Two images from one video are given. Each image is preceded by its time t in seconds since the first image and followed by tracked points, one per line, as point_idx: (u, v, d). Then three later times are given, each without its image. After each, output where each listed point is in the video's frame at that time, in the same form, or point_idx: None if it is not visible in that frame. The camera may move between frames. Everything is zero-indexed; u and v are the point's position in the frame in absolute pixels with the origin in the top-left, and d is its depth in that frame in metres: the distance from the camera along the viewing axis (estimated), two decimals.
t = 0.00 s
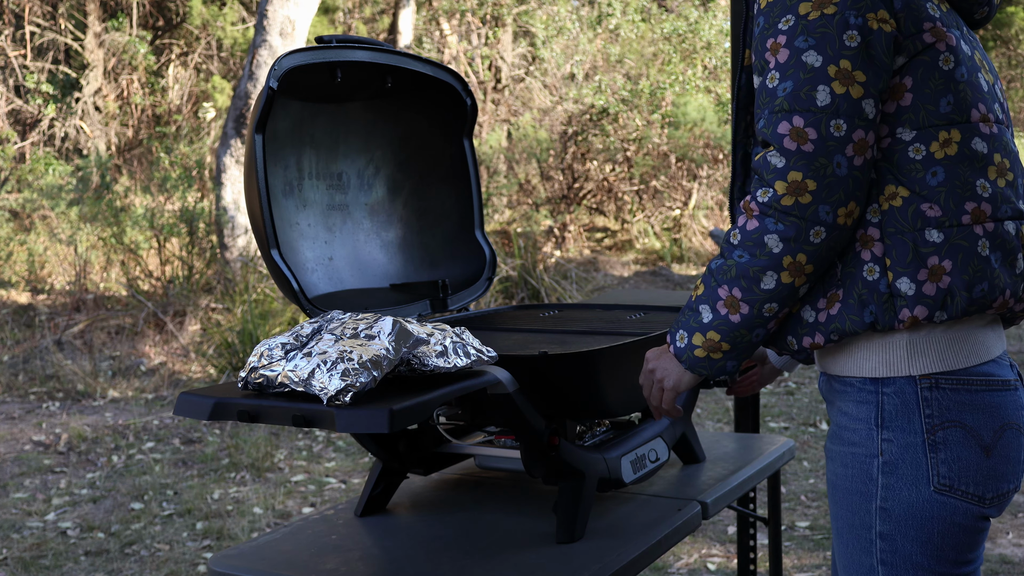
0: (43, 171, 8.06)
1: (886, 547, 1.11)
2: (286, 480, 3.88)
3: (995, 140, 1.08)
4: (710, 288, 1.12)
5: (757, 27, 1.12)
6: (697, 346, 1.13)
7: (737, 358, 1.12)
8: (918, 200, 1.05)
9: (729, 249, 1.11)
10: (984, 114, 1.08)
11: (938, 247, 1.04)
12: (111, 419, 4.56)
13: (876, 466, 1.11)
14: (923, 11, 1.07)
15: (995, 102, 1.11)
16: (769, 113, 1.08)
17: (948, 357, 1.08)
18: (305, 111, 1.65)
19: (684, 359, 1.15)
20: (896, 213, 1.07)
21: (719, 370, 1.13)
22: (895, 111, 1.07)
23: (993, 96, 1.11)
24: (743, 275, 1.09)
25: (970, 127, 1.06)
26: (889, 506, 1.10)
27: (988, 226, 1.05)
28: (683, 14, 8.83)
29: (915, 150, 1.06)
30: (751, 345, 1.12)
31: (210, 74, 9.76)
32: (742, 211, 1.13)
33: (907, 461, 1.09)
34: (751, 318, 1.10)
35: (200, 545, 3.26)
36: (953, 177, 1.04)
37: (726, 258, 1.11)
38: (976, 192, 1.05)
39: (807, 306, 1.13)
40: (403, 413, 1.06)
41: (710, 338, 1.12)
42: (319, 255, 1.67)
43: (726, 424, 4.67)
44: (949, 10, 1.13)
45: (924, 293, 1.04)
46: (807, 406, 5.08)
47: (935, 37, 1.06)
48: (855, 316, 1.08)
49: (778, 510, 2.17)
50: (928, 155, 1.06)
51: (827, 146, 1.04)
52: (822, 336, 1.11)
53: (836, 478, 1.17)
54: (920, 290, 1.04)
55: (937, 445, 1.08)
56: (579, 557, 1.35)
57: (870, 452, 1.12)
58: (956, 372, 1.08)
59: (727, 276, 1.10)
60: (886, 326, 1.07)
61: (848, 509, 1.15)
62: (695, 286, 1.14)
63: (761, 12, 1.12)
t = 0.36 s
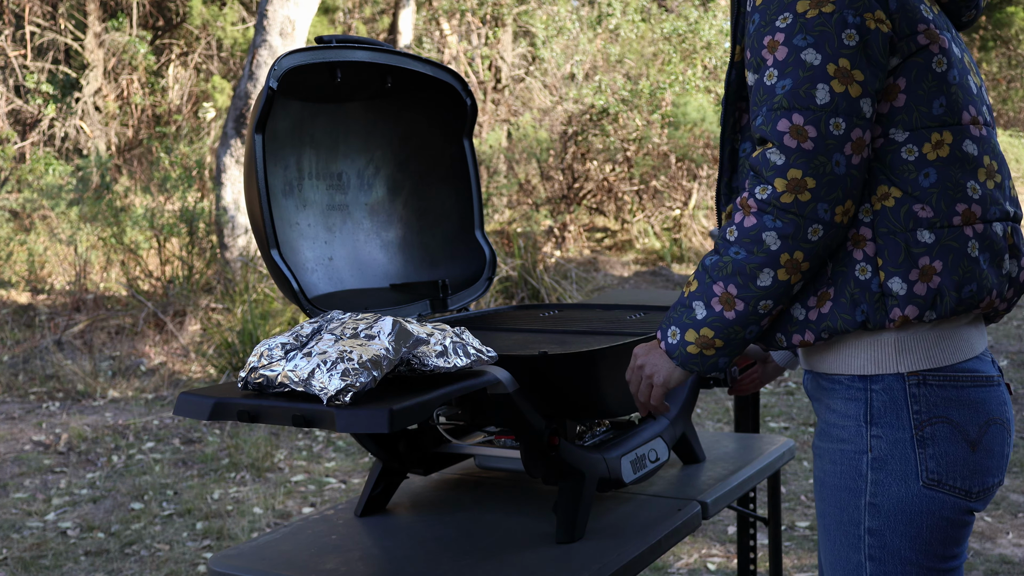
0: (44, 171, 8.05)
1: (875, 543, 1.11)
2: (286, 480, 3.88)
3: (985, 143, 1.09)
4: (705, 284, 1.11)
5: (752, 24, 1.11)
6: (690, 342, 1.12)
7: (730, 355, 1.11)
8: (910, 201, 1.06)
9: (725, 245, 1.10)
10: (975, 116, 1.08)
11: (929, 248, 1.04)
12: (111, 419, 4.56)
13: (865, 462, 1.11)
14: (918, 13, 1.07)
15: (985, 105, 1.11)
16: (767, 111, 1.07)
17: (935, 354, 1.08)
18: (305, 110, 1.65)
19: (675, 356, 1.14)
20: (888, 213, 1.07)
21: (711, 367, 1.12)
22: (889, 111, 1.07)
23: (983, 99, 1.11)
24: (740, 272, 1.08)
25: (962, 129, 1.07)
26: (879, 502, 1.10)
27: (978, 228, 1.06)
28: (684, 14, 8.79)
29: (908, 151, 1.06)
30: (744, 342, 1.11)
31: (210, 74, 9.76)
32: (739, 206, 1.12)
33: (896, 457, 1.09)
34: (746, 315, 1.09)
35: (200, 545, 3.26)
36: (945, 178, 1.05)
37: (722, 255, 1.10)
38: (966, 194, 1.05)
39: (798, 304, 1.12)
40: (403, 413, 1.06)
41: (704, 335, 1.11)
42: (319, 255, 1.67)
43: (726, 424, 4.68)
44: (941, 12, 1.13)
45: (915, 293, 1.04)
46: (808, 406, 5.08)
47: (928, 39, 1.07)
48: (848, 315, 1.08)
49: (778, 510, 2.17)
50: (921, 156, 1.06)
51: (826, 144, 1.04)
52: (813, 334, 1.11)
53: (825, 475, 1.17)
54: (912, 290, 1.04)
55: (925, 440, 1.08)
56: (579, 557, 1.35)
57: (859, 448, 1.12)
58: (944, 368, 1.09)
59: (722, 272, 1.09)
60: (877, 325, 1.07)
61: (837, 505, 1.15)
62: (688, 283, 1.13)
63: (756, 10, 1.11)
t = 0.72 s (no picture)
0: (43, 171, 8.05)
1: (855, 538, 1.13)
2: (286, 480, 3.88)
3: (978, 145, 1.12)
4: (712, 282, 1.11)
5: (753, 25, 1.11)
6: (696, 341, 1.13)
7: (734, 353, 1.12)
8: (908, 202, 1.08)
9: (734, 242, 1.10)
10: (969, 119, 1.11)
11: (927, 249, 1.07)
12: (111, 419, 4.56)
13: (853, 457, 1.13)
14: (916, 15, 1.10)
15: (977, 108, 1.15)
16: (776, 110, 1.07)
17: (924, 352, 1.10)
18: (305, 111, 1.65)
19: (680, 354, 1.14)
20: (887, 214, 1.09)
21: (715, 364, 1.13)
22: (887, 113, 1.09)
23: (975, 102, 1.15)
24: (751, 269, 1.08)
25: (957, 131, 1.10)
26: (862, 497, 1.12)
27: (973, 229, 1.09)
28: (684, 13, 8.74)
29: (907, 153, 1.08)
30: (750, 340, 1.12)
31: (210, 74, 9.77)
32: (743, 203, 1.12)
33: (884, 453, 1.11)
34: (755, 313, 1.09)
35: (200, 545, 3.26)
36: (942, 180, 1.07)
37: (732, 252, 1.10)
38: (962, 196, 1.08)
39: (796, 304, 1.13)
40: (403, 413, 1.06)
41: (710, 332, 1.11)
42: (319, 255, 1.67)
43: (726, 424, 4.68)
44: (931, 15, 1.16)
45: (914, 294, 1.06)
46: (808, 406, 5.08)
47: (925, 41, 1.09)
48: (848, 315, 1.10)
49: (778, 510, 2.17)
50: (919, 158, 1.08)
51: (839, 143, 1.04)
52: (811, 333, 1.12)
53: (810, 470, 1.18)
54: (910, 290, 1.06)
55: (912, 437, 1.10)
56: (579, 558, 1.35)
57: (847, 444, 1.13)
58: (932, 366, 1.11)
59: (733, 270, 1.09)
60: (876, 324, 1.08)
61: (820, 500, 1.16)
62: (695, 280, 1.13)
63: (756, 10, 1.11)
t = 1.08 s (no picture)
0: (44, 171, 8.05)
1: (834, 528, 1.04)
2: (286, 480, 3.88)
3: (994, 143, 1.09)
4: (741, 250, 0.96)
5: (780, 31, 1.01)
6: (702, 304, 0.98)
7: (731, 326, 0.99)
8: (941, 206, 1.03)
9: (780, 218, 0.95)
10: (985, 119, 1.08)
11: (961, 251, 1.03)
12: (111, 419, 4.56)
13: (855, 449, 1.04)
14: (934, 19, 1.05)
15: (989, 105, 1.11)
16: (829, 115, 0.95)
17: (937, 349, 1.05)
18: (305, 111, 1.65)
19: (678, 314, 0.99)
20: (920, 219, 1.03)
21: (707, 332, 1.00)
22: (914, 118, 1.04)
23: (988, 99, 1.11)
24: (790, 249, 0.94)
25: (977, 132, 1.06)
26: (855, 489, 1.04)
27: (998, 229, 1.05)
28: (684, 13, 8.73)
29: (935, 157, 1.04)
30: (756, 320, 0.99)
31: (210, 74, 9.77)
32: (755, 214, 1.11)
33: (886, 448, 1.03)
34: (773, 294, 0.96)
35: (200, 545, 3.26)
36: (970, 181, 1.03)
37: (775, 227, 0.95)
38: (988, 196, 1.04)
39: (827, 312, 1.07)
40: (403, 413, 1.06)
41: (721, 301, 0.97)
42: (319, 255, 1.67)
43: (726, 424, 4.68)
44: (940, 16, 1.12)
45: (951, 297, 1.02)
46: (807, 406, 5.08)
47: (945, 44, 1.05)
48: (889, 323, 1.02)
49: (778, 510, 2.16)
50: (948, 161, 1.04)
51: (898, 148, 0.94)
52: (848, 343, 1.05)
53: (803, 458, 1.09)
54: (948, 293, 1.02)
55: (918, 435, 1.03)
56: (579, 558, 1.35)
57: (850, 435, 1.05)
58: (943, 365, 1.05)
59: (772, 247, 0.94)
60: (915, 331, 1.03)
61: (806, 486, 1.07)
62: (719, 243, 0.98)
63: (780, 13, 1.02)
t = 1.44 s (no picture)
0: (44, 171, 8.05)
1: (821, 566, 1.02)
2: (286, 480, 3.88)
3: (949, 176, 0.99)
4: (538, 221, 0.90)
5: (712, 26, 0.92)
6: (484, 270, 0.90)
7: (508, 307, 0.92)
8: (879, 240, 0.95)
9: (586, 196, 0.89)
10: (939, 149, 0.98)
11: (902, 286, 0.96)
12: (111, 419, 4.56)
13: (823, 482, 1.02)
14: (887, 48, 0.95)
15: (951, 130, 1.01)
16: (695, 102, 0.89)
17: (899, 373, 1.00)
18: (305, 111, 1.66)
19: (458, 274, 0.91)
20: (857, 253, 0.95)
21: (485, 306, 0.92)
22: (848, 150, 0.95)
23: (950, 124, 1.01)
24: (585, 230, 0.88)
25: (923, 167, 0.97)
26: (833, 523, 1.02)
27: (946, 264, 0.97)
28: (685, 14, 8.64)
29: (871, 192, 0.95)
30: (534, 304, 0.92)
31: (210, 74, 9.80)
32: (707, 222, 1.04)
33: (855, 478, 1.01)
34: (556, 279, 0.89)
35: (200, 545, 3.26)
36: (910, 219, 0.95)
37: (578, 206, 0.89)
38: (933, 230, 0.96)
39: (757, 341, 1.00)
40: (403, 412, 1.06)
41: (503, 270, 0.90)
42: (319, 255, 1.67)
43: (726, 424, 4.67)
44: (912, 31, 1.00)
45: (890, 334, 0.96)
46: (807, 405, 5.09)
47: (895, 79, 0.95)
48: (819, 358, 0.97)
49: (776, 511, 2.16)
50: (884, 197, 0.95)
51: (738, 163, 0.87)
52: (777, 373, 1.00)
53: (777, 493, 1.07)
54: (887, 331, 0.96)
55: (884, 461, 1.00)
56: (580, 558, 1.35)
57: (816, 468, 1.03)
58: (906, 385, 1.01)
59: (566, 224, 0.88)
60: (849, 366, 0.97)
61: (786, 525, 1.05)
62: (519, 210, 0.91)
63: (721, 12, 0.92)
